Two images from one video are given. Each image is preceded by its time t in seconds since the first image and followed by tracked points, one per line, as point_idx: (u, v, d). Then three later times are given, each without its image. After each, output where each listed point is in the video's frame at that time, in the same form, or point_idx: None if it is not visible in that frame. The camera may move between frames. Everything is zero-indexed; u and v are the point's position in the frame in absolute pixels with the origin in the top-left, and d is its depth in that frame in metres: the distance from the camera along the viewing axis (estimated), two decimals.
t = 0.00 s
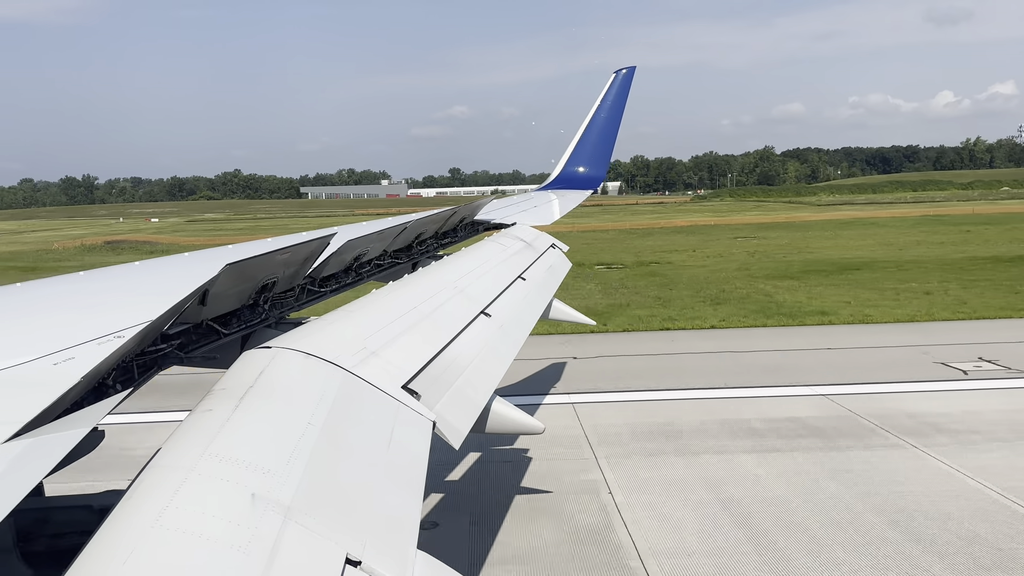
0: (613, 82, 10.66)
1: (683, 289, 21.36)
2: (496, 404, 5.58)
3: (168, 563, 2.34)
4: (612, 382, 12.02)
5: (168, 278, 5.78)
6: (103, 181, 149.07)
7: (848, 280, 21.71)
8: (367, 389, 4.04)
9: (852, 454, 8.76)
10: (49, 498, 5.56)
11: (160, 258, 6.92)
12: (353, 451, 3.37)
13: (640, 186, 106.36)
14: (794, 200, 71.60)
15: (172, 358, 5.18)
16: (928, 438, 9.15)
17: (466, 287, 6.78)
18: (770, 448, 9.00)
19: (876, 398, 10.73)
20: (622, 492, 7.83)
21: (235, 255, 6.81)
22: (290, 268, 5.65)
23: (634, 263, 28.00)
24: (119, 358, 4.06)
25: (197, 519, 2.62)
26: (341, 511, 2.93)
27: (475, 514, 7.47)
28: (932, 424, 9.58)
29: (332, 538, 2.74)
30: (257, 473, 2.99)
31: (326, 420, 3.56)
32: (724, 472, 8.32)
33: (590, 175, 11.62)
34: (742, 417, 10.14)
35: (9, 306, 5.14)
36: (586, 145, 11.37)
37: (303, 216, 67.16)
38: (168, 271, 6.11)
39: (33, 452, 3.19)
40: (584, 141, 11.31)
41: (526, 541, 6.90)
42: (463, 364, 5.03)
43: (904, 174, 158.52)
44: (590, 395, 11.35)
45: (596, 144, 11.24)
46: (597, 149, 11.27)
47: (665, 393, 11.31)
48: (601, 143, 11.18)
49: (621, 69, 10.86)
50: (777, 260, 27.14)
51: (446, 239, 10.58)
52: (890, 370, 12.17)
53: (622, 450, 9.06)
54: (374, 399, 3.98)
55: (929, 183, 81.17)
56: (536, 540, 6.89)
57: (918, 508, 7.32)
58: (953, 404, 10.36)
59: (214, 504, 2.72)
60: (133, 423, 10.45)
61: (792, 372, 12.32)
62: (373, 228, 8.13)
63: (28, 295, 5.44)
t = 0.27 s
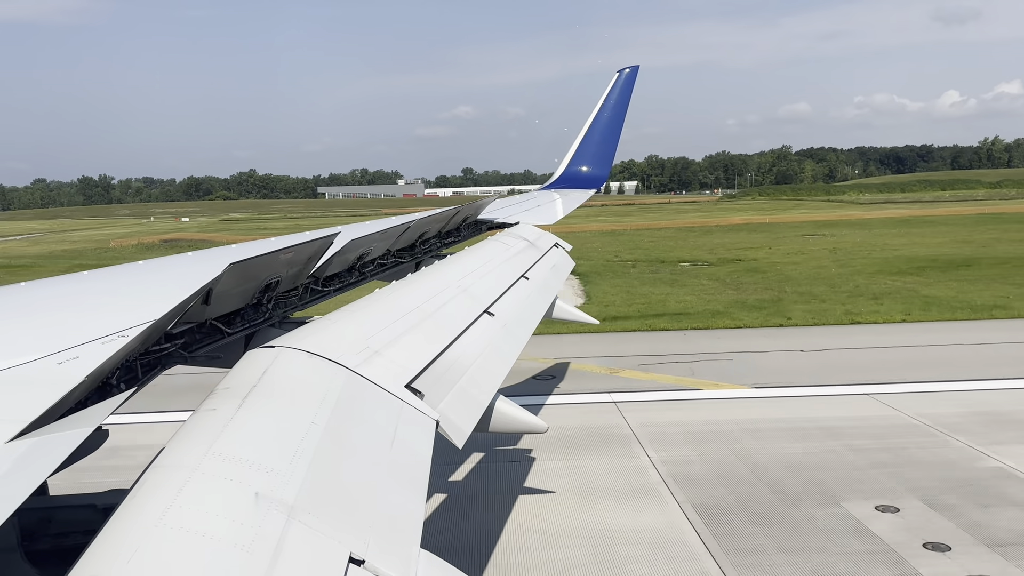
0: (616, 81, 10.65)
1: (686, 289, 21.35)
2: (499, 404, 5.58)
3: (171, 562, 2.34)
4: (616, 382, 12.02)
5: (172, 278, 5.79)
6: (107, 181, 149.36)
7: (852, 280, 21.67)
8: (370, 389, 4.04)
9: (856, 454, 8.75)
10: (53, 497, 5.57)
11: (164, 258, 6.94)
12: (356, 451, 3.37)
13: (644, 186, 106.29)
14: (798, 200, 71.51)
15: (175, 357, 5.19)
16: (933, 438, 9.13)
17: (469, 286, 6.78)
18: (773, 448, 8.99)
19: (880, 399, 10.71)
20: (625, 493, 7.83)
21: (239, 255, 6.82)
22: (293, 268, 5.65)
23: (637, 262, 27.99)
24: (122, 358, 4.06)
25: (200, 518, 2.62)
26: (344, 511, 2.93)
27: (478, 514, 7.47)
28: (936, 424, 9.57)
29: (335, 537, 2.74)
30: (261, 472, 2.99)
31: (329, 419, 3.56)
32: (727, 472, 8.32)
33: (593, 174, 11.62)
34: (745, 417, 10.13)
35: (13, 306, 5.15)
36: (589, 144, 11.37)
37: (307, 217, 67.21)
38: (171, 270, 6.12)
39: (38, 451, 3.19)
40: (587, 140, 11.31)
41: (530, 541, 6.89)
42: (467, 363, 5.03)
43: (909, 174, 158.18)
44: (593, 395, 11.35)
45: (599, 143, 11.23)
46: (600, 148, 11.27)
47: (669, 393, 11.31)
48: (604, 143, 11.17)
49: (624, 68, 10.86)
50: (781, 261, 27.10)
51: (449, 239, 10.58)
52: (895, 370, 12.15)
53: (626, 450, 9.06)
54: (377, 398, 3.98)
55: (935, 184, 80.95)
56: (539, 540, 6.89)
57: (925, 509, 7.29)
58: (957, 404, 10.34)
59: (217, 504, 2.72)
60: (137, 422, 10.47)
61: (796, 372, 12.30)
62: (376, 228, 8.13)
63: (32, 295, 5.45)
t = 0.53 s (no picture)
0: (619, 81, 10.64)
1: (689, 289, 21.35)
2: (502, 404, 5.58)
3: (173, 563, 2.34)
4: (618, 383, 12.02)
5: (175, 279, 5.79)
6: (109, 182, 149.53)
7: (855, 280, 21.66)
8: (373, 389, 4.05)
9: (858, 454, 8.74)
10: (56, 497, 5.58)
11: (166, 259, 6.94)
12: (359, 451, 3.37)
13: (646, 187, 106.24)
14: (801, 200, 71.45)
15: (179, 358, 5.19)
16: (935, 438, 9.11)
17: (472, 287, 6.78)
18: (776, 448, 8.98)
19: (882, 399, 10.71)
20: (628, 493, 7.83)
21: (242, 255, 6.83)
22: (296, 268, 5.65)
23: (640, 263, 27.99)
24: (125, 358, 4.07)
25: (203, 519, 2.62)
26: (347, 511, 2.93)
27: (480, 515, 7.47)
28: (939, 425, 9.58)
29: (338, 538, 2.74)
30: (264, 473, 2.99)
31: (332, 420, 3.57)
32: (730, 472, 8.32)
33: (595, 175, 11.61)
34: (748, 417, 10.13)
35: (16, 306, 5.16)
36: (591, 145, 11.37)
37: (310, 217, 67.25)
38: (174, 271, 6.13)
39: (41, 452, 3.19)
40: (589, 140, 11.31)
41: (534, 541, 6.89)
42: (469, 364, 5.03)
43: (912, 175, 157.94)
44: (596, 395, 11.35)
45: (601, 143, 11.23)
46: (602, 148, 11.26)
47: (671, 394, 11.31)
48: (606, 143, 11.17)
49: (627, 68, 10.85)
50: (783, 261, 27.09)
51: (452, 239, 10.58)
52: (897, 371, 12.13)
53: (629, 449, 9.08)
54: (380, 398, 3.99)
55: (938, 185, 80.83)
56: (542, 540, 6.89)
57: (929, 509, 7.28)
58: (960, 404, 10.32)
59: (220, 504, 2.72)
60: (141, 423, 10.48)
61: (798, 372, 12.29)
62: (379, 228, 8.13)
63: (36, 296, 5.47)
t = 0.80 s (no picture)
0: (620, 82, 10.64)
1: (690, 289, 21.35)
2: (503, 404, 5.58)
3: (175, 563, 2.35)
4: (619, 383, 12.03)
5: (176, 280, 5.80)
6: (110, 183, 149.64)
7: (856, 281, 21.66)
8: (374, 390, 4.06)
9: (859, 454, 8.75)
10: (58, 498, 5.58)
11: (167, 259, 6.95)
12: (361, 452, 3.38)
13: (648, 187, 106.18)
14: (802, 200, 71.42)
15: (180, 358, 5.20)
16: (936, 438, 9.11)
17: (473, 287, 6.79)
18: (776, 448, 8.98)
19: (883, 400, 10.71)
20: (630, 493, 7.83)
21: (244, 256, 6.84)
22: (297, 269, 5.66)
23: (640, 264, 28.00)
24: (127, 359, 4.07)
25: (204, 519, 2.63)
26: (349, 512, 2.94)
27: (482, 515, 7.48)
28: (940, 425, 9.58)
29: (340, 538, 2.75)
30: (265, 473, 2.99)
31: (334, 421, 3.57)
32: (730, 472, 8.32)
33: (597, 175, 11.61)
34: (749, 417, 10.13)
35: (18, 307, 5.17)
36: (592, 145, 11.37)
37: (312, 218, 67.28)
38: (175, 272, 6.14)
39: (43, 452, 3.20)
40: (590, 141, 11.31)
41: (536, 541, 6.89)
42: (470, 364, 5.04)
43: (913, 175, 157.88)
44: (597, 396, 11.36)
45: (602, 144, 11.23)
46: (603, 149, 11.26)
47: (672, 394, 11.31)
48: (607, 143, 11.17)
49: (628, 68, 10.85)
50: (784, 262, 27.08)
51: (453, 240, 10.59)
52: (898, 371, 12.13)
53: (630, 449, 9.09)
54: (382, 399, 3.99)
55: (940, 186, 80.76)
56: (544, 540, 6.89)
57: (931, 510, 7.27)
58: (962, 405, 10.32)
59: (223, 505, 2.73)
60: (142, 424, 10.49)
61: (799, 372, 12.29)
62: (380, 229, 8.13)
63: (38, 296, 5.48)
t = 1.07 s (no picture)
0: (621, 80, 10.63)
1: (690, 289, 21.35)
2: (504, 404, 5.58)
3: (177, 563, 2.34)
4: (620, 382, 12.03)
5: (177, 278, 5.80)
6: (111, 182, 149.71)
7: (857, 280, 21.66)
8: (375, 389, 4.05)
9: (860, 453, 8.75)
10: (59, 497, 5.59)
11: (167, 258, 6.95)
12: (362, 451, 3.38)
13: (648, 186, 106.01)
14: (803, 199, 71.34)
15: (180, 358, 5.20)
16: (938, 437, 9.11)
17: (474, 286, 6.78)
18: (777, 447, 8.98)
19: (884, 399, 10.71)
20: (631, 492, 7.82)
21: (244, 255, 6.84)
22: (298, 268, 5.65)
23: (640, 263, 28.01)
24: (127, 358, 4.07)
25: (205, 518, 2.63)
26: (350, 511, 2.94)
27: (482, 514, 7.47)
28: (941, 425, 9.58)
29: (341, 537, 2.75)
30: (266, 472, 2.99)
31: (334, 420, 3.57)
32: (731, 471, 8.32)
33: (597, 174, 11.61)
34: (749, 417, 10.12)
35: (18, 306, 5.17)
36: (593, 144, 11.36)
37: (313, 217, 67.21)
38: (176, 271, 6.14)
39: (44, 452, 3.20)
40: (591, 139, 11.30)
41: (537, 541, 6.89)
42: (471, 363, 5.04)
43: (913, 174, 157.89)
44: (597, 395, 11.36)
45: (603, 143, 11.22)
46: (604, 147, 11.26)
47: (672, 393, 11.31)
48: (608, 142, 11.16)
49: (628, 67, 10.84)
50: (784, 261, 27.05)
51: (453, 239, 10.58)
52: (898, 371, 12.13)
53: (631, 449, 9.09)
54: (382, 398, 3.99)
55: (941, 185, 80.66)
56: (545, 540, 6.89)
57: (937, 510, 7.25)
58: (962, 404, 10.31)
59: (224, 504, 2.73)
60: (142, 423, 10.49)
61: (799, 372, 12.29)
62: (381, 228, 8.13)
63: (38, 295, 5.48)
